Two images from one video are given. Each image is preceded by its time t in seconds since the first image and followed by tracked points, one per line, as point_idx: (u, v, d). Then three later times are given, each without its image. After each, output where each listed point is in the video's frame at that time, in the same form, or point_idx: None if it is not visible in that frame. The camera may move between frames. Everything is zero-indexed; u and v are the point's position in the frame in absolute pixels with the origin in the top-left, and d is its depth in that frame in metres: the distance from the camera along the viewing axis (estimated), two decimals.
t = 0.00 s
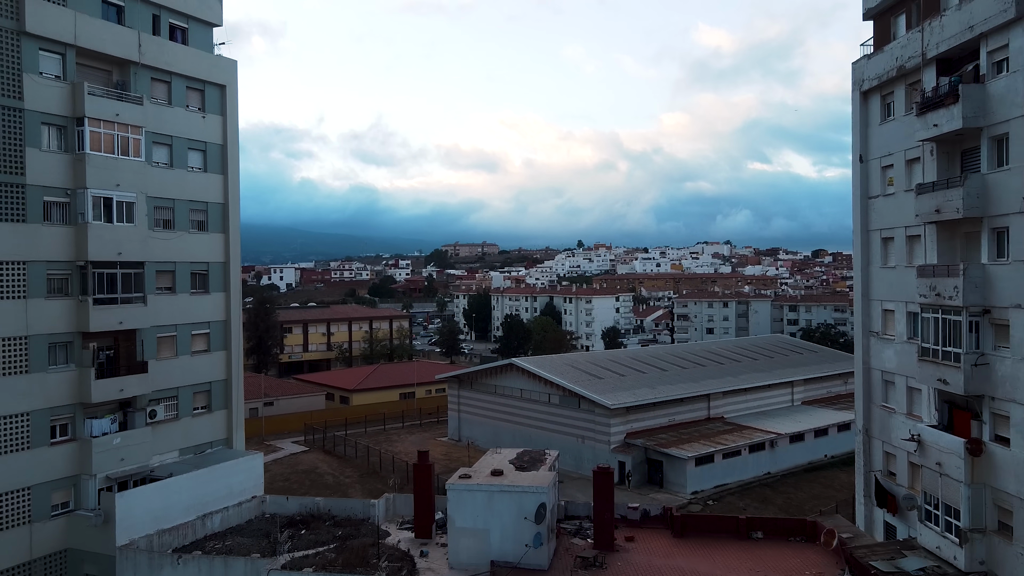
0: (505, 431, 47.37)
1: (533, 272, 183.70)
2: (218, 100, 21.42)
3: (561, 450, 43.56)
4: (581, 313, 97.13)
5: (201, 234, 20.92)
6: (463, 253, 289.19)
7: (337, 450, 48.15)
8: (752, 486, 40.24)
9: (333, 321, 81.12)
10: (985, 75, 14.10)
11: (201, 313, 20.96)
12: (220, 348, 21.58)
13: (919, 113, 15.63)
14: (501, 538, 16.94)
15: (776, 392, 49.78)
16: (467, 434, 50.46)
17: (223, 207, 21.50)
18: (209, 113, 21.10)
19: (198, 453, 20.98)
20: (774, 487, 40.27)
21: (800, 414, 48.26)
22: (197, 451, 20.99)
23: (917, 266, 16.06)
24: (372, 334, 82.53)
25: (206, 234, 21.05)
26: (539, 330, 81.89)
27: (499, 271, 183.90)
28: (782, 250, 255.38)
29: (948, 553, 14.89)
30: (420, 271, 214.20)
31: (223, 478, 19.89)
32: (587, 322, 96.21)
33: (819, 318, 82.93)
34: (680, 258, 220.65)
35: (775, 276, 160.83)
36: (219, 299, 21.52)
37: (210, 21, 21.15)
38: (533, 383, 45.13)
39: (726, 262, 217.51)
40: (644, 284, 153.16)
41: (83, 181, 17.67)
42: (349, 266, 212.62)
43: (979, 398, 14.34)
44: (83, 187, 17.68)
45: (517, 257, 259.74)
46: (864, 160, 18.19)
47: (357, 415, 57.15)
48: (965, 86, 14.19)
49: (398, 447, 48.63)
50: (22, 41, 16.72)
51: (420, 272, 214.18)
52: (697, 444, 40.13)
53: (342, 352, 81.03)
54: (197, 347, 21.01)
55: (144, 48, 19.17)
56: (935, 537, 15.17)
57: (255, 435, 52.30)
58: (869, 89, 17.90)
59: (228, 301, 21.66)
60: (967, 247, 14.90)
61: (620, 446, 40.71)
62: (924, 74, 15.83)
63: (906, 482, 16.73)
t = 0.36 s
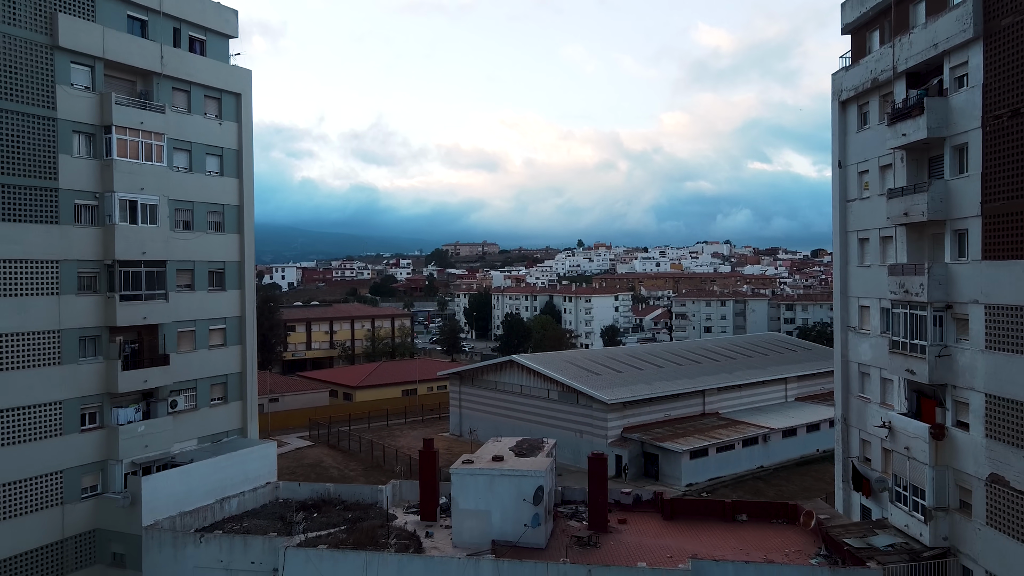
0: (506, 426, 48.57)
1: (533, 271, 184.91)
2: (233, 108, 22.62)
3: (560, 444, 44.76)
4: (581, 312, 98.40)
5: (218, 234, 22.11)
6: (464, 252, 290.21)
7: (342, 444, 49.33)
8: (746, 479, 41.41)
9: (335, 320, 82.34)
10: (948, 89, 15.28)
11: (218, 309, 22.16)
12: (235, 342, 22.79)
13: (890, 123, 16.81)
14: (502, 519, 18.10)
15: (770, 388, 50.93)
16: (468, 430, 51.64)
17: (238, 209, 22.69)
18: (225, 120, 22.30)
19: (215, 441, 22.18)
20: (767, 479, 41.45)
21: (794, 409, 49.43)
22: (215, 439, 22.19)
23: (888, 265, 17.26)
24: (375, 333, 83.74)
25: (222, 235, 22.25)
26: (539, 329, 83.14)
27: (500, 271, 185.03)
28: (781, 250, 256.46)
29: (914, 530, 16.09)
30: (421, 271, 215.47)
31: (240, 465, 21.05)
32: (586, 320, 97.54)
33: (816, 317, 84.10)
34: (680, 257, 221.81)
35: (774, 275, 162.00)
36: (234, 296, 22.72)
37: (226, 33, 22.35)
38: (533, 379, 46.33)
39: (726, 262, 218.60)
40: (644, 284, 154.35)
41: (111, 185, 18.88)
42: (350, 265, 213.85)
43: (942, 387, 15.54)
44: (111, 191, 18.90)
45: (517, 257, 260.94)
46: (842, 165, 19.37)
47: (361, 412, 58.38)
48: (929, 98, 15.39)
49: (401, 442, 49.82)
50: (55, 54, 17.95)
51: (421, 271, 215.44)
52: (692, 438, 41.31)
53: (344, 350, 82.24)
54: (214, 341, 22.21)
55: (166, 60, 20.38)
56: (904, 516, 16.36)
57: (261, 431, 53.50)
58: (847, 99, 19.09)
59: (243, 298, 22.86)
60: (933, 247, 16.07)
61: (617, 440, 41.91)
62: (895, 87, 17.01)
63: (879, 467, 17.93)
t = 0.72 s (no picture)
0: (506, 422, 49.90)
1: (533, 271, 186.16)
2: (249, 116, 23.95)
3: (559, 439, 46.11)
4: (580, 311, 99.84)
5: (235, 235, 23.43)
6: (464, 251, 292.10)
7: (346, 439, 50.61)
8: (738, 472, 42.73)
9: (338, 319, 83.66)
10: (913, 103, 16.59)
11: (234, 306, 23.48)
12: (250, 338, 24.13)
13: (862, 134, 18.13)
14: (502, 502, 19.39)
15: (764, 385, 52.24)
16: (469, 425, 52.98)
17: (253, 212, 24.01)
18: (241, 128, 23.63)
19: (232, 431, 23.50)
20: (759, 473, 42.77)
21: (786, 405, 50.75)
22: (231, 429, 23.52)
23: (860, 265, 18.56)
24: (377, 331, 85.05)
25: (239, 236, 23.57)
26: (539, 327, 84.43)
27: (500, 270, 186.32)
28: (780, 249, 257.97)
29: (883, 510, 17.43)
30: (422, 270, 216.78)
31: (257, 453, 22.34)
32: (586, 319, 99.05)
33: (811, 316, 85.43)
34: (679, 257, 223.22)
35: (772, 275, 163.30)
36: (250, 294, 24.05)
37: (242, 46, 23.68)
38: (532, 376, 47.67)
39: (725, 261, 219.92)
40: (643, 283, 155.76)
41: (137, 191, 20.23)
42: (351, 265, 215.18)
43: (907, 377, 16.84)
44: (138, 196, 20.26)
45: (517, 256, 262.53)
46: (821, 172, 20.68)
47: (364, 408, 59.71)
48: (895, 112, 16.71)
49: (404, 437, 51.12)
50: (86, 69, 19.30)
51: (421, 270, 216.74)
52: (686, 432, 42.61)
53: (347, 348, 83.54)
54: (230, 337, 23.54)
55: (187, 72, 21.71)
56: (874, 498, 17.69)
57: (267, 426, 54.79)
58: (825, 110, 20.40)
59: (258, 296, 24.19)
60: (902, 249, 17.35)
61: (613, 434, 43.23)
62: (867, 100, 18.31)
63: (854, 453, 19.24)
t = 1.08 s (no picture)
0: (506, 417, 51.25)
1: (533, 271, 187.53)
2: (262, 125, 25.29)
3: (557, 434, 47.45)
4: (579, 310, 101.35)
5: (249, 237, 24.76)
6: (464, 251, 293.44)
7: (350, 435, 51.97)
8: (731, 466, 44.06)
9: (341, 317, 85.08)
10: (882, 116, 17.93)
11: (248, 304, 24.82)
12: (263, 334, 25.47)
13: (837, 143, 19.46)
14: (502, 487, 20.69)
15: (757, 382, 53.61)
16: (470, 421, 54.33)
17: (266, 215, 25.34)
18: (255, 135, 24.98)
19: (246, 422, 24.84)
20: (751, 466, 44.11)
21: (779, 401, 52.10)
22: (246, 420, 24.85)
23: (835, 266, 19.89)
24: (379, 330, 86.47)
25: (253, 238, 24.90)
26: (539, 326, 85.81)
27: (500, 270, 187.79)
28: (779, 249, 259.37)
29: (855, 493, 18.78)
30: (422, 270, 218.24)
31: (271, 442, 23.66)
32: (585, 318, 100.54)
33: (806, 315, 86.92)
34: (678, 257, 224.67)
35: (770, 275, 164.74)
36: (263, 292, 25.38)
37: (256, 57, 25.01)
38: (531, 373, 49.03)
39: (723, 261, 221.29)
40: (642, 283, 157.23)
41: (160, 196, 21.57)
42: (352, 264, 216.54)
43: (876, 370, 18.18)
44: (160, 201, 21.60)
45: (516, 256, 263.99)
46: (801, 178, 22.01)
47: (367, 404, 61.08)
48: (866, 125, 18.04)
49: (406, 432, 52.48)
50: (113, 82, 20.66)
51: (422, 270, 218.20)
52: (681, 427, 43.94)
53: (349, 347, 84.96)
54: (245, 333, 24.88)
55: (206, 84, 23.05)
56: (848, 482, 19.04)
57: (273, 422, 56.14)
58: (805, 120, 21.74)
59: (270, 295, 25.53)
60: (873, 251, 18.67)
61: (610, 429, 44.58)
62: (842, 112, 19.65)
63: (831, 441, 20.57)
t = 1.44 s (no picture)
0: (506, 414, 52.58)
1: (533, 270, 188.92)
2: (274, 133, 26.65)
3: (556, 429, 48.80)
4: (579, 309, 102.84)
5: (262, 240, 26.11)
6: (465, 250, 294.83)
7: (354, 430, 53.32)
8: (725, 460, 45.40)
9: (343, 316, 86.39)
10: (855, 128, 19.27)
11: (261, 303, 26.16)
12: (275, 332, 26.82)
13: (816, 153, 20.80)
14: (503, 476, 21.99)
15: (751, 379, 54.96)
16: (471, 417, 55.67)
17: (278, 219, 26.69)
18: (268, 143, 26.33)
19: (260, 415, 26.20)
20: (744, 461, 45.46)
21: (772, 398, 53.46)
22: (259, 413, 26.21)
23: (814, 267, 21.23)
24: (381, 328, 87.86)
25: (266, 240, 26.25)
26: (538, 325, 87.20)
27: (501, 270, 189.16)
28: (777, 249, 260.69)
29: (832, 479, 20.12)
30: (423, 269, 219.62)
31: (283, 434, 25.01)
32: (584, 317, 102.06)
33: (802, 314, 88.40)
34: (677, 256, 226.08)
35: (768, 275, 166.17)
36: (275, 292, 26.73)
37: (269, 69, 26.38)
38: (531, 370, 50.38)
39: (722, 261, 222.66)
40: (642, 283, 158.67)
41: (180, 201, 22.93)
42: (353, 264, 217.86)
43: (850, 364, 19.53)
44: (181, 206, 22.96)
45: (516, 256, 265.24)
46: (784, 185, 23.34)
47: (370, 401, 62.40)
48: (841, 136, 19.38)
49: (409, 428, 53.81)
50: (138, 95, 22.03)
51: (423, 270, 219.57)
52: (676, 423, 45.24)
53: (352, 345, 86.31)
54: (258, 331, 26.23)
55: (222, 95, 24.40)
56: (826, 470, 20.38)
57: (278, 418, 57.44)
58: (787, 129, 23.09)
59: (282, 294, 26.88)
60: (848, 253, 20.00)
61: (607, 424, 45.92)
62: (820, 123, 20.99)
63: (810, 432, 21.92)
